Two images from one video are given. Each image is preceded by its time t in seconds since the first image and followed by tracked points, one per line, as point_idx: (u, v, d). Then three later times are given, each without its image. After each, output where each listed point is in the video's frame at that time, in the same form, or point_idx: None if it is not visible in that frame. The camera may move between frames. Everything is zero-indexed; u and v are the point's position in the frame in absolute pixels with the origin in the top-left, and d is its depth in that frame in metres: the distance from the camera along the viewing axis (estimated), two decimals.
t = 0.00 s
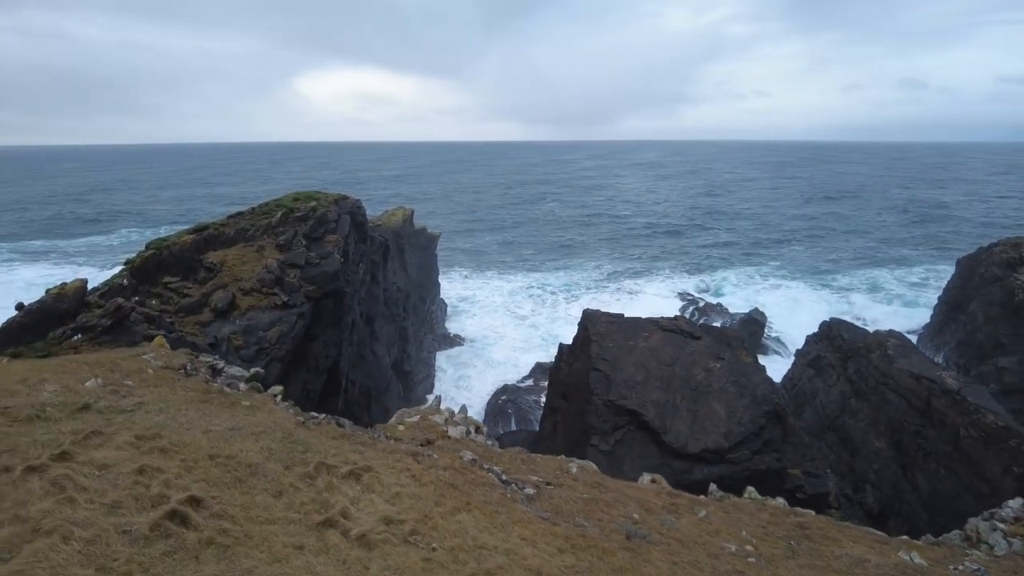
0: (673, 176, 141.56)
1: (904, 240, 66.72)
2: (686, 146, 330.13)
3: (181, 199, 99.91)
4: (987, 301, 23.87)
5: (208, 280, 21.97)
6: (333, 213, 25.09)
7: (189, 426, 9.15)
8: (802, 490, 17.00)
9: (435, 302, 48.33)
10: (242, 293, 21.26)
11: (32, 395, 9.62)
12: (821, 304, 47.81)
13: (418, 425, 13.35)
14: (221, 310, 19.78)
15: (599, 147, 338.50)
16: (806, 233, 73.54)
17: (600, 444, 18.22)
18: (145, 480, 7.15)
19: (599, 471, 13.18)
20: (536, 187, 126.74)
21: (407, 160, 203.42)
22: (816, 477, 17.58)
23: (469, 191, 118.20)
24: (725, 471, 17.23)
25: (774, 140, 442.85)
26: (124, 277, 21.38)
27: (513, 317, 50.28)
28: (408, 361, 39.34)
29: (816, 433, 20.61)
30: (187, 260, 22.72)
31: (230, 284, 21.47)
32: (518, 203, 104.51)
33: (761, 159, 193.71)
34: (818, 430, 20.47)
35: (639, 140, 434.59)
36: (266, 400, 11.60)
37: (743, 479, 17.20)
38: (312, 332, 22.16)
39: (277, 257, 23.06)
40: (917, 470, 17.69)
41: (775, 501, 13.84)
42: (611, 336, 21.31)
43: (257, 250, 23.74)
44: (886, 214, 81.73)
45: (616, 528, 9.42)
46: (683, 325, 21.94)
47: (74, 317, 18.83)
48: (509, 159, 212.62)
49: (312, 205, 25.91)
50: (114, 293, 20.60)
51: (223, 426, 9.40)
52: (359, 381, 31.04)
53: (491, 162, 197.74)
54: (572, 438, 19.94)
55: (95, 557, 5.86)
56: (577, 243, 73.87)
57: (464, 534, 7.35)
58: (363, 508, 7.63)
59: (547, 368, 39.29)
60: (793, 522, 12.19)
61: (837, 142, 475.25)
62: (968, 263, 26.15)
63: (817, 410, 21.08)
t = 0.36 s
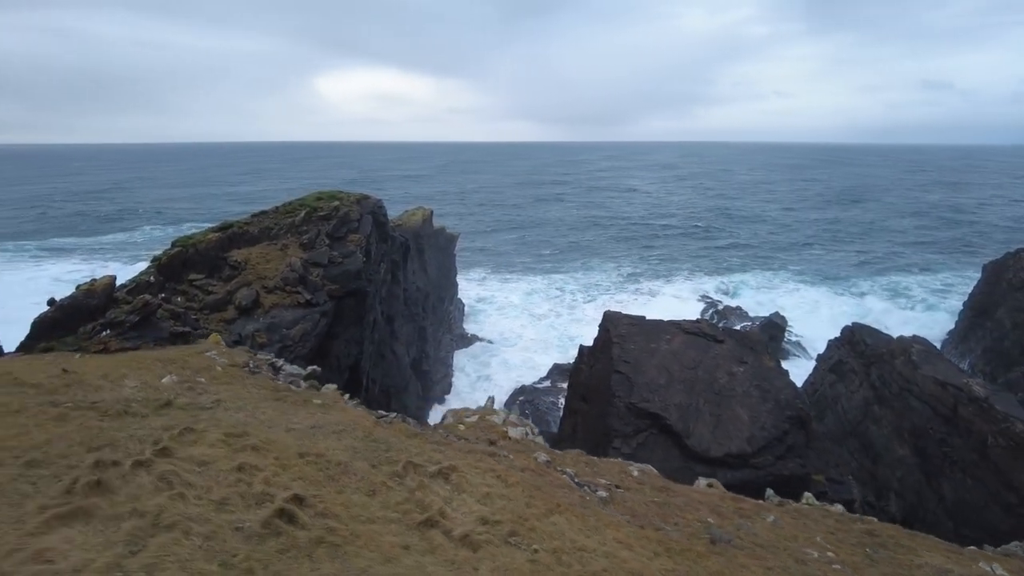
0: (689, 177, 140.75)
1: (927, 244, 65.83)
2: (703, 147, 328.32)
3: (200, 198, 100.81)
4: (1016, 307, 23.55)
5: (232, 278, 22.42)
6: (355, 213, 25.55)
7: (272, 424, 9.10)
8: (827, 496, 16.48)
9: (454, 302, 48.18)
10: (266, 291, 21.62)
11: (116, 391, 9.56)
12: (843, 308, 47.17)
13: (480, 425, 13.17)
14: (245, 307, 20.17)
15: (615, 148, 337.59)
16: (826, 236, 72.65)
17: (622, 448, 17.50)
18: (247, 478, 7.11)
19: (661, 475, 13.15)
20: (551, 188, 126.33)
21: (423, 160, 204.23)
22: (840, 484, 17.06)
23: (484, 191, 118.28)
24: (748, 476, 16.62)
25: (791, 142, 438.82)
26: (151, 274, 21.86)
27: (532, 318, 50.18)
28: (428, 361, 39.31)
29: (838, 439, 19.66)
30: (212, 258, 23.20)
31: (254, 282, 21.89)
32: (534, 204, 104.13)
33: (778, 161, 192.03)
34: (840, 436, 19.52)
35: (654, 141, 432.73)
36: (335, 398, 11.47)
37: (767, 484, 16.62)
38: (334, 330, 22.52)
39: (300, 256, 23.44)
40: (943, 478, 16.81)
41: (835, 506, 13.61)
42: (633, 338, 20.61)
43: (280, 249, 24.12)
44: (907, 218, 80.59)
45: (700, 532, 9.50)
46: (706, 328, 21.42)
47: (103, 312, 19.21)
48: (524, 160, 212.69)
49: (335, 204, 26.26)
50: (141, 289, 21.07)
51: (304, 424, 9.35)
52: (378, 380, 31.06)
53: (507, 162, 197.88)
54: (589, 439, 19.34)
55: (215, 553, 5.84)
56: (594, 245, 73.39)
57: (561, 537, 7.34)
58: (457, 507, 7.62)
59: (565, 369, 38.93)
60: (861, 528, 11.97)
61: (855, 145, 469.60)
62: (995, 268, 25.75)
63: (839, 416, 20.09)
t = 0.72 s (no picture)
0: (733, 180, 138.14)
1: (985, 252, 63.20)
2: (748, 149, 321.49)
3: (248, 196, 103.37)
4: None
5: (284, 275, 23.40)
6: (404, 213, 25.99)
7: (372, 431, 9.15)
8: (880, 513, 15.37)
9: (495, 303, 48.09)
10: (317, 289, 22.48)
11: (220, 392, 9.71)
12: (896, 317, 45.55)
13: (559, 434, 13.04)
14: (297, 305, 21.09)
15: (657, 149, 333.43)
16: (876, 242, 70.35)
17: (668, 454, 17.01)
18: (363, 487, 7.14)
19: (743, 493, 12.89)
20: (589, 189, 125.34)
21: (464, 160, 205.51)
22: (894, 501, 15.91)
23: (525, 192, 118.20)
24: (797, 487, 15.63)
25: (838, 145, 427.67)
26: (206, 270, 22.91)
27: (574, 320, 49.90)
28: (469, 360, 39.33)
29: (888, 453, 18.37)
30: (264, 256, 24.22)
31: (305, 280, 22.84)
32: (573, 206, 103.45)
33: (827, 164, 186.91)
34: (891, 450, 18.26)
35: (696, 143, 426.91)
36: (424, 404, 11.50)
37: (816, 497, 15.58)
38: (380, 327, 23.48)
39: (349, 256, 24.23)
40: (1005, 499, 15.82)
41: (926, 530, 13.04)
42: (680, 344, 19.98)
43: (330, 247, 24.89)
44: (962, 224, 77.51)
45: (800, 555, 9.31)
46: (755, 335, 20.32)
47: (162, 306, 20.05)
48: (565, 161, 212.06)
49: (383, 204, 26.61)
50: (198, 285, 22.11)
51: (401, 432, 9.41)
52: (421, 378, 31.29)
53: (547, 163, 198.42)
54: (634, 443, 19.10)
55: (348, 563, 5.85)
56: (635, 247, 72.41)
57: (674, 558, 7.28)
58: (566, 523, 7.59)
59: (606, 373, 38.49)
60: (960, 556, 11.43)
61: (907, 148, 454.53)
62: None
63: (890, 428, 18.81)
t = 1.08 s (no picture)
0: (803, 180, 132.80)
1: None
2: (820, 149, 309.13)
3: (315, 194, 106.43)
4: None
5: (354, 271, 24.98)
6: (469, 212, 27.23)
7: (480, 434, 9.02)
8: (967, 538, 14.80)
9: (554, 303, 47.80)
10: (385, 285, 23.93)
11: (328, 388, 9.74)
12: (982, 327, 42.59)
13: (656, 443, 12.57)
14: (364, 301, 22.50)
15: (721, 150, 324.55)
16: (959, 246, 66.16)
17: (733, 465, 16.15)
18: (485, 492, 6.96)
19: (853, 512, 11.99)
20: (650, 189, 122.93)
21: (524, 160, 205.75)
22: (982, 524, 15.32)
23: (586, 192, 117.12)
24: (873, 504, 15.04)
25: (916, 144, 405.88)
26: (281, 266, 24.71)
27: (636, 322, 48.92)
28: (529, 359, 39.00)
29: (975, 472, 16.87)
30: (335, 253, 25.94)
31: (374, 277, 24.30)
32: (633, 206, 101.52)
33: (904, 164, 177.53)
34: (980, 469, 16.89)
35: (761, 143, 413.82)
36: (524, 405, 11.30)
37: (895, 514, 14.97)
38: (445, 325, 24.73)
39: (415, 254, 25.59)
40: None
41: None
42: (750, 350, 18.45)
43: (398, 245, 26.28)
44: None
45: None
46: (829, 342, 18.72)
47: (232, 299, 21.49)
48: (627, 161, 209.32)
49: (450, 203, 27.79)
50: (273, 279, 23.96)
51: (509, 435, 9.24)
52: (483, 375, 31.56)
53: (607, 163, 195.95)
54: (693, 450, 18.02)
55: (482, 572, 5.65)
56: (698, 249, 70.40)
57: None
58: (691, 539, 7.23)
59: (668, 377, 37.40)
60: None
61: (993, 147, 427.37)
62: None
63: (978, 445, 17.24)
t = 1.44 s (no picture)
0: (863, 180, 127.40)
1: None
2: (882, 149, 296.95)
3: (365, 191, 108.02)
4: None
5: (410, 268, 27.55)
6: (520, 212, 30.12)
7: (587, 455, 8.62)
8: None
9: (605, 303, 47.05)
10: (440, 282, 26.45)
11: (426, 400, 9.52)
12: None
13: (753, 466, 11.86)
14: (420, 298, 24.85)
15: (777, 148, 315.31)
16: None
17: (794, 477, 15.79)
18: (610, 526, 6.55)
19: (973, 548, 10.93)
20: (702, 189, 119.99)
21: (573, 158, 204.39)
22: None
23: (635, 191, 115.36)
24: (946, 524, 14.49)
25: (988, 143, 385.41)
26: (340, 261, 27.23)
27: (688, 324, 47.70)
28: (579, 360, 38.59)
29: None
30: (391, 250, 28.55)
31: (429, 274, 26.74)
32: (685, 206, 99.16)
33: (973, 164, 168.50)
34: None
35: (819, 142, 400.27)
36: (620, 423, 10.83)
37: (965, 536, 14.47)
38: (496, 322, 27.07)
39: (469, 252, 28.22)
40: None
41: None
42: (812, 357, 17.85)
43: (452, 244, 28.92)
44: None
45: None
46: (897, 351, 18.02)
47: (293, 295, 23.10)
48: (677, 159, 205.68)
49: (503, 204, 30.69)
50: (333, 274, 26.50)
51: (616, 457, 8.82)
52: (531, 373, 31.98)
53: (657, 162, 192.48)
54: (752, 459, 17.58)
55: None
56: (754, 251, 68.21)
57: None
58: None
59: (723, 383, 36.07)
60: None
61: None
62: None
63: None
